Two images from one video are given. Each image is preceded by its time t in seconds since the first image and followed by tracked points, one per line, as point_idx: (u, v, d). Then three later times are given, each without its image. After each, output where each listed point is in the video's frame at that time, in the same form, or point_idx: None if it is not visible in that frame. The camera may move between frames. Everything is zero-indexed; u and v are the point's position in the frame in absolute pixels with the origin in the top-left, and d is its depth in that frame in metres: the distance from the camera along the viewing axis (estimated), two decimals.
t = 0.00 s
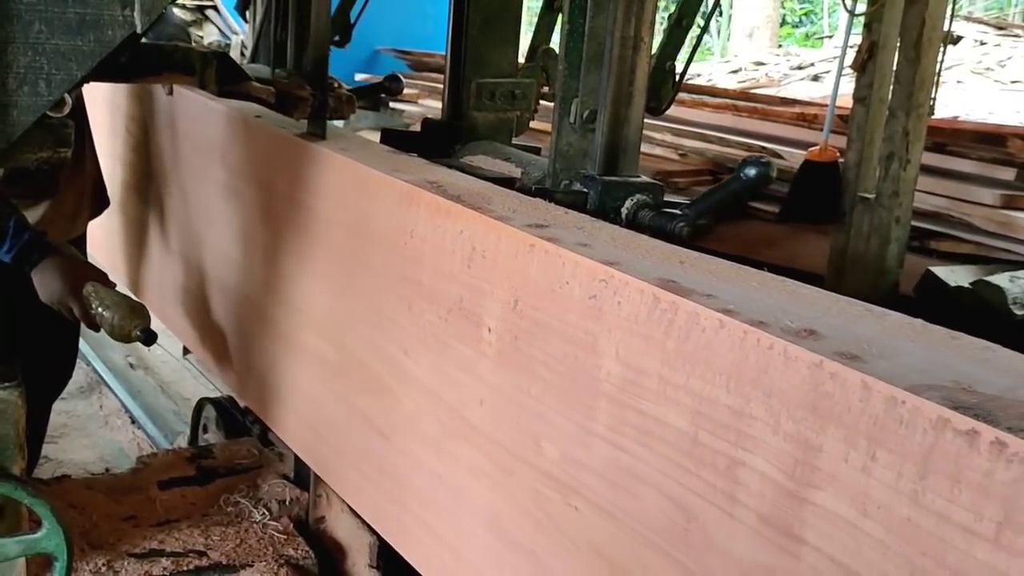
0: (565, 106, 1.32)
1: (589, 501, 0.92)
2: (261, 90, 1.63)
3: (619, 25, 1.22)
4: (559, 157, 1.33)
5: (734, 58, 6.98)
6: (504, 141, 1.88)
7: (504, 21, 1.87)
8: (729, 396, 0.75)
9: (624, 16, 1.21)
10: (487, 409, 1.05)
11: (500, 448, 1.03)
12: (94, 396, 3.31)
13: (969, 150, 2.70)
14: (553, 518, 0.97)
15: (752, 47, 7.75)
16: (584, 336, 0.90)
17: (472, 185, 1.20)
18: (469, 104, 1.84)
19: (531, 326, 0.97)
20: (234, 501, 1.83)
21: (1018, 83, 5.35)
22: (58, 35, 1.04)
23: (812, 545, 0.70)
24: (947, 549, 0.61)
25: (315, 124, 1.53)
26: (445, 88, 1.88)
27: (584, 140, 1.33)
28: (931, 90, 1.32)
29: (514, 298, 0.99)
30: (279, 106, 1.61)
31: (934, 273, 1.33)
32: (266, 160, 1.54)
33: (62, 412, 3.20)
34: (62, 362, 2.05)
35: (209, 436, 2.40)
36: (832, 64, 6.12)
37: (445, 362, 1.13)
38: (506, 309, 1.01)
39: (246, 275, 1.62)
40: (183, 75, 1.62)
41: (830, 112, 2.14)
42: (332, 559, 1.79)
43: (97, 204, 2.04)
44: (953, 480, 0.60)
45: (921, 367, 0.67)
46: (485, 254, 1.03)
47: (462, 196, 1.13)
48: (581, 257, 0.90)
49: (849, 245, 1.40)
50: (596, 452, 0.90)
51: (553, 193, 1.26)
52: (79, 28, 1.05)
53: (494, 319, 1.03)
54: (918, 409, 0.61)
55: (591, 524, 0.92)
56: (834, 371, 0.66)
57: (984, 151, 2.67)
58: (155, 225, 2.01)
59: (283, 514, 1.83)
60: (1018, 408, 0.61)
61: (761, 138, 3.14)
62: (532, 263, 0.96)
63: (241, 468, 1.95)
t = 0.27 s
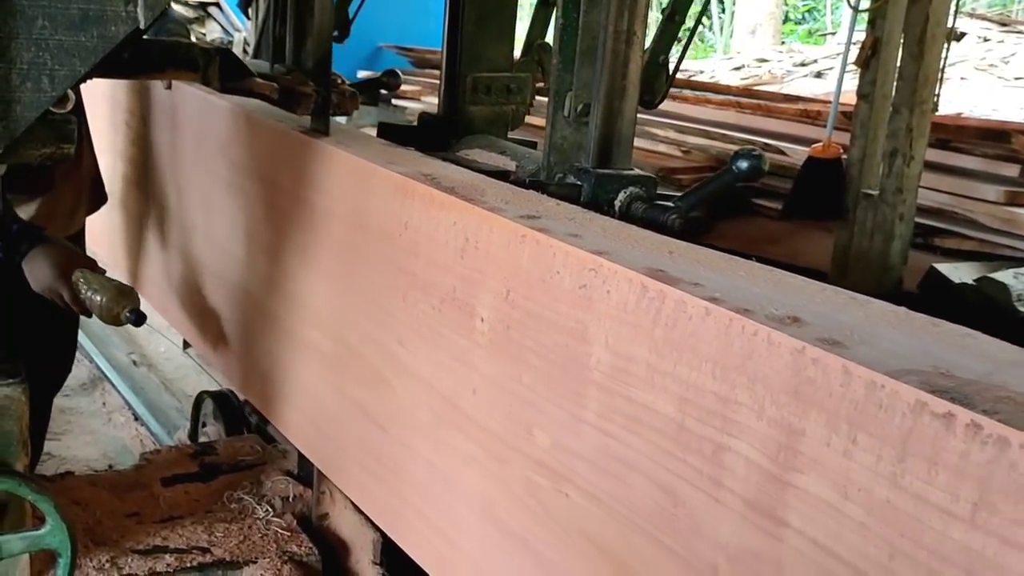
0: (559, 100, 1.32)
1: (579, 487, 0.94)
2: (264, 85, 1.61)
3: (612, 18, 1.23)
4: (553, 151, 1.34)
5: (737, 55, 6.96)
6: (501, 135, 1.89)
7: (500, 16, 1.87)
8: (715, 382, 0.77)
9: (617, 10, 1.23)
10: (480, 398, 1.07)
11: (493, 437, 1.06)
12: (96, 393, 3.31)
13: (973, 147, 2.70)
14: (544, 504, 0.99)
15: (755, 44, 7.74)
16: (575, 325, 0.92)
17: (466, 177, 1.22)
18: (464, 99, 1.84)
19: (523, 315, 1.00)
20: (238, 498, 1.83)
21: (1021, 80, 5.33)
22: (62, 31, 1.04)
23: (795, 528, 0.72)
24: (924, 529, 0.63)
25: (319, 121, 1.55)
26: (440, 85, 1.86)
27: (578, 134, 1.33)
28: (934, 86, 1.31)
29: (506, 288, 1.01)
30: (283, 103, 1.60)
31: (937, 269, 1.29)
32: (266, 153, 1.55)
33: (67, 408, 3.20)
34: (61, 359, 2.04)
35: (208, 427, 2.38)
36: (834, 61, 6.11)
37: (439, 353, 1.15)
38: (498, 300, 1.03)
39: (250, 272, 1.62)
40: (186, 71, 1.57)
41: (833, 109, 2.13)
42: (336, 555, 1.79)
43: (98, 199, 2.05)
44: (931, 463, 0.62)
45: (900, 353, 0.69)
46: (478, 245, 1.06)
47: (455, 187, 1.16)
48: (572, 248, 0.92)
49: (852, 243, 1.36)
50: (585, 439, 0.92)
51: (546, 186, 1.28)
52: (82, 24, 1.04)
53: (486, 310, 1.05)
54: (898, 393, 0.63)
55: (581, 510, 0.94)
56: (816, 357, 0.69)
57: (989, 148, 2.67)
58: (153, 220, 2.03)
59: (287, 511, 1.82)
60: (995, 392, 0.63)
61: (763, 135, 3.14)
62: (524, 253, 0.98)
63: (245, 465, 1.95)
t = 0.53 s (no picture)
0: (552, 94, 1.34)
1: (569, 476, 0.94)
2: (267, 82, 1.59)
3: (604, 12, 1.24)
4: (547, 144, 1.35)
5: (740, 52, 6.94)
6: (496, 129, 1.91)
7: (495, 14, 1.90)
8: (701, 370, 0.77)
9: (609, 5, 1.23)
10: (472, 389, 1.08)
11: (485, 426, 1.06)
12: (98, 390, 3.30)
13: (977, 143, 2.68)
14: (534, 493, 0.99)
15: (758, 41, 7.71)
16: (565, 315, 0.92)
17: (460, 170, 1.23)
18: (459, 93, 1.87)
19: (513, 305, 1.00)
20: (240, 495, 1.83)
21: None
22: (64, 27, 1.03)
23: (779, 512, 0.72)
24: (903, 512, 0.64)
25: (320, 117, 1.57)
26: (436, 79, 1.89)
27: (572, 127, 1.35)
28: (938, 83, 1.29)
29: (498, 279, 1.02)
30: (286, 100, 1.59)
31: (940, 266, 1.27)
32: (268, 150, 1.55)
33: (69, 406, 3.20)
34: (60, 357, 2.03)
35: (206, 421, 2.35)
36: (837, 58, 6.09)
37: (431, 343, 1.15)
38: (489, 290, 1.03)
39: (254, 271, 1.61)
40: (188, 67, 1.54)
41: (836, 104, 2.10)
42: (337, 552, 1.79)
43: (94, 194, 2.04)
44: (909, 447, 0.62)
45: (882, 340, 0.70)
46: (469, 237, 1.06)
47: (448, 179, 1.16)
48: (561, 238, 0.92)
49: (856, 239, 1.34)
50: (575, 428, 0.92)
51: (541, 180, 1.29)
52: (84, 20, 1.04)
53: (478, 301, 1.06)
54: (877, 378, 0.64)
55: (571, 497, 0.94)
56: (798, 344, 0.69)
57: (993, 145, 2.65)
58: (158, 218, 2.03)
59: (289, 509, 1.81)
60: (973, 377, 0.64)
61: (764, 131, 3.13)
62: (514, 245, 0.99)
63: (248, 462, 1.94)
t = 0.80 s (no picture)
0: (545, 89, 1.38)
1: (558, 465, 0.97)
2: (268, 81, 1.59)
3: (596, 9, 1.24)
4: (539, 140, 1.39)
5: (742, 50, 6.94)
6: (490, 125, 1.94)
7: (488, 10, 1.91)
8: (684, 359, 0.80)
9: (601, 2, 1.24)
10: (465, 380, 1.10)
11: (477, 417, 1.08)
12: (100, 388, 3.30)
13: (979, 142, 2.67)
14: (524, 482, 1.02)
15: (760, 39, 7.71)
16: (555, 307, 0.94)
17: (450, 164, 1.25)
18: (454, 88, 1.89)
19: (504, 298, 1.02)
20: (242, 493, 1.82)
21: None
22: (65, 25, 1.02)
23: (758, 498, 0.74)
24: (878, 496, 0.65)
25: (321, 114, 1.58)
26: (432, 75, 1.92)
27: (565, 123, 1.38)
28: (939, 81, 1.28)
29: (489, 272, 1.04)
30: (287, 98, 1.59)
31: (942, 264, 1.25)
32: (269, 147, 1.55)
33: (71, 404, 3.19)
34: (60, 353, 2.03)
35: (204, 414, 2.33)
36: (839, 56, 6.08)
37: (426, 335, 1.17)
38: (481, 283, 1.06)
39: (254, 268, 1.61)
40: (191, 66, 1.53)
41: (839, 103, 2.10)
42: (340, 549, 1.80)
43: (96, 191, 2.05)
44: (883, 433, 0.64)
45: (860, 329, 0.72)
46: (461, 230, 1.09)
47: (440, 174, 1.19)
48: (550, 232, 0.95)
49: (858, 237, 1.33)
50: (563, 418, 0.95)
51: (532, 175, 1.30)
52: (86, 18, 1.03)
53: (470, 294, 1.08)
54: (852, 365, 0.66)
55: (559, 486, 0.97)
56: (778, 333, 0.71)
57: (995, 143, 2.64)
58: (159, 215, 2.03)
59: (291, 507, 1.80)
60: (948, 364, 0.66)
61: (765, 129, 3.13)
62: (504, 239, 1.01)
63: (250, 461, 1.93)
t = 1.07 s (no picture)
0: (538, 86, 1.40)
1: (545, 454, 0.97)
2: (271, 80, 1.59)
3: (587, 7, 1.26)
4: (532, 136, 1.41)
5: (745, 49, 6.93)
6: (485, 121, 1.96)
7: (482, 8, 1.93)
8: (669, 349, 0.80)
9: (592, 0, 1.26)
10: (457, 372, 1.11)
11: (468, 408, 1.09)
12: (102, 387, 3.29)
13: (983, 141, 2.66)
14: (514, 473, 1.02)
15: (763, 39, 7.70)
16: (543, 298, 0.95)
17: (443, 161, 1.26)
18: (449, 85, 1.90)
19: (494, 290, 1.03)
20: (244, 492, 1.81)
21: None
22: (68, 23, 1.01)
23: (741, 485, 0.75)
24: (856, 482, 0.66)
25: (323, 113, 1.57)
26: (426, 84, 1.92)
27: (558, 120, 1.39)
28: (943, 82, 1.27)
29: (479, 265, 1.05)
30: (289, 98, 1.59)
31: (945, 264, 1.24)
32: (271, 146, 1.55)
33: (74, 404, 3.18)
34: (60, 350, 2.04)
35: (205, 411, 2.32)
36: (842, 56, 6.07)
37: (419, 329, 1.18)
38: (471, 276, 1.06)
39: (256, 266, 1.61)
40: (193, 65, 1.53)
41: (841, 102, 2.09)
42: (342, 549, 1.81)
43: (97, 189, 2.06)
44: (861, 419, 0.65)
45: (841, 319, 0.72)
46: (453, 224, 1.10)
47: (433, 170, 1.20)
48: (540, 224, 0.95)
49: (860, 237, 1.33)
50: (551, 408, 0.95)
51: (525, 169, 1.33)
52: (88, 17, 1.02)
53: (461, 287, 1.08)
54: (830, 353, 0.66)
55: (548, 476, 0.97)
56: (759, 323, 0.71)
57: (999, 143, 2.64)
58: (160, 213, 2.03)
59: (294, 506, 1.80)
60: (925, 352, 0.66)
61: (768, 128, 3.11)
62: (495, 232, 1.02)
63: (252, 460, 1.93)
